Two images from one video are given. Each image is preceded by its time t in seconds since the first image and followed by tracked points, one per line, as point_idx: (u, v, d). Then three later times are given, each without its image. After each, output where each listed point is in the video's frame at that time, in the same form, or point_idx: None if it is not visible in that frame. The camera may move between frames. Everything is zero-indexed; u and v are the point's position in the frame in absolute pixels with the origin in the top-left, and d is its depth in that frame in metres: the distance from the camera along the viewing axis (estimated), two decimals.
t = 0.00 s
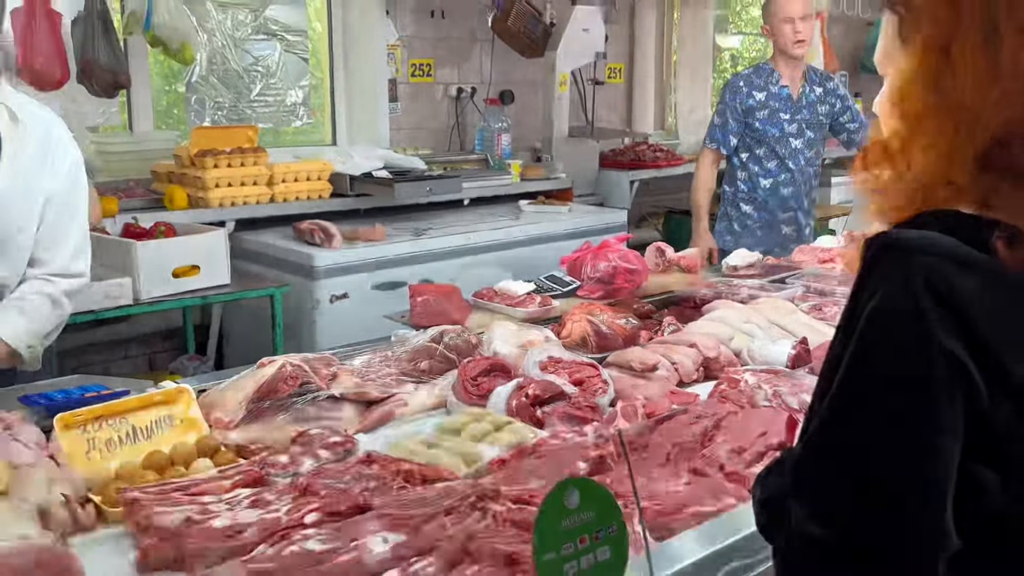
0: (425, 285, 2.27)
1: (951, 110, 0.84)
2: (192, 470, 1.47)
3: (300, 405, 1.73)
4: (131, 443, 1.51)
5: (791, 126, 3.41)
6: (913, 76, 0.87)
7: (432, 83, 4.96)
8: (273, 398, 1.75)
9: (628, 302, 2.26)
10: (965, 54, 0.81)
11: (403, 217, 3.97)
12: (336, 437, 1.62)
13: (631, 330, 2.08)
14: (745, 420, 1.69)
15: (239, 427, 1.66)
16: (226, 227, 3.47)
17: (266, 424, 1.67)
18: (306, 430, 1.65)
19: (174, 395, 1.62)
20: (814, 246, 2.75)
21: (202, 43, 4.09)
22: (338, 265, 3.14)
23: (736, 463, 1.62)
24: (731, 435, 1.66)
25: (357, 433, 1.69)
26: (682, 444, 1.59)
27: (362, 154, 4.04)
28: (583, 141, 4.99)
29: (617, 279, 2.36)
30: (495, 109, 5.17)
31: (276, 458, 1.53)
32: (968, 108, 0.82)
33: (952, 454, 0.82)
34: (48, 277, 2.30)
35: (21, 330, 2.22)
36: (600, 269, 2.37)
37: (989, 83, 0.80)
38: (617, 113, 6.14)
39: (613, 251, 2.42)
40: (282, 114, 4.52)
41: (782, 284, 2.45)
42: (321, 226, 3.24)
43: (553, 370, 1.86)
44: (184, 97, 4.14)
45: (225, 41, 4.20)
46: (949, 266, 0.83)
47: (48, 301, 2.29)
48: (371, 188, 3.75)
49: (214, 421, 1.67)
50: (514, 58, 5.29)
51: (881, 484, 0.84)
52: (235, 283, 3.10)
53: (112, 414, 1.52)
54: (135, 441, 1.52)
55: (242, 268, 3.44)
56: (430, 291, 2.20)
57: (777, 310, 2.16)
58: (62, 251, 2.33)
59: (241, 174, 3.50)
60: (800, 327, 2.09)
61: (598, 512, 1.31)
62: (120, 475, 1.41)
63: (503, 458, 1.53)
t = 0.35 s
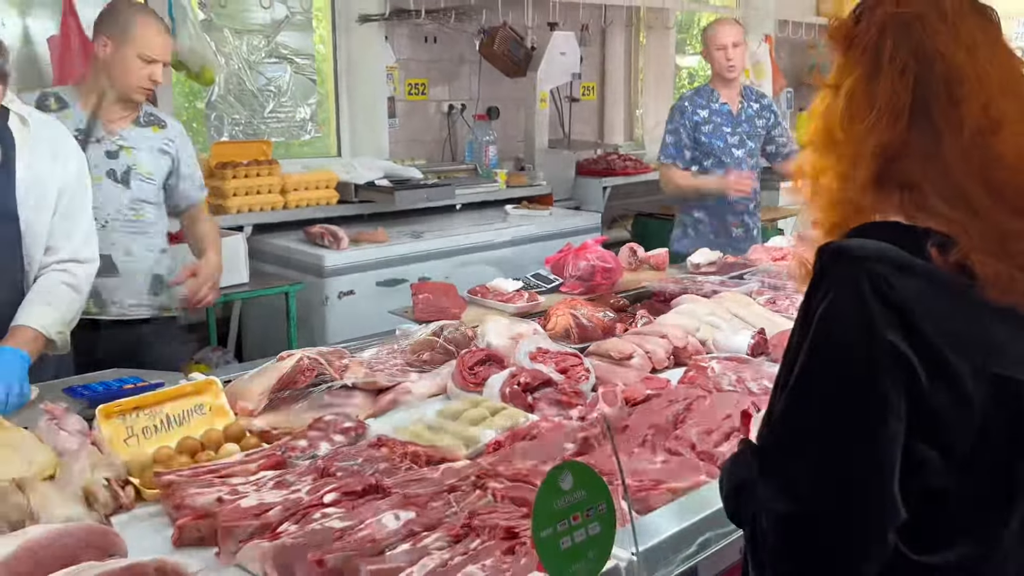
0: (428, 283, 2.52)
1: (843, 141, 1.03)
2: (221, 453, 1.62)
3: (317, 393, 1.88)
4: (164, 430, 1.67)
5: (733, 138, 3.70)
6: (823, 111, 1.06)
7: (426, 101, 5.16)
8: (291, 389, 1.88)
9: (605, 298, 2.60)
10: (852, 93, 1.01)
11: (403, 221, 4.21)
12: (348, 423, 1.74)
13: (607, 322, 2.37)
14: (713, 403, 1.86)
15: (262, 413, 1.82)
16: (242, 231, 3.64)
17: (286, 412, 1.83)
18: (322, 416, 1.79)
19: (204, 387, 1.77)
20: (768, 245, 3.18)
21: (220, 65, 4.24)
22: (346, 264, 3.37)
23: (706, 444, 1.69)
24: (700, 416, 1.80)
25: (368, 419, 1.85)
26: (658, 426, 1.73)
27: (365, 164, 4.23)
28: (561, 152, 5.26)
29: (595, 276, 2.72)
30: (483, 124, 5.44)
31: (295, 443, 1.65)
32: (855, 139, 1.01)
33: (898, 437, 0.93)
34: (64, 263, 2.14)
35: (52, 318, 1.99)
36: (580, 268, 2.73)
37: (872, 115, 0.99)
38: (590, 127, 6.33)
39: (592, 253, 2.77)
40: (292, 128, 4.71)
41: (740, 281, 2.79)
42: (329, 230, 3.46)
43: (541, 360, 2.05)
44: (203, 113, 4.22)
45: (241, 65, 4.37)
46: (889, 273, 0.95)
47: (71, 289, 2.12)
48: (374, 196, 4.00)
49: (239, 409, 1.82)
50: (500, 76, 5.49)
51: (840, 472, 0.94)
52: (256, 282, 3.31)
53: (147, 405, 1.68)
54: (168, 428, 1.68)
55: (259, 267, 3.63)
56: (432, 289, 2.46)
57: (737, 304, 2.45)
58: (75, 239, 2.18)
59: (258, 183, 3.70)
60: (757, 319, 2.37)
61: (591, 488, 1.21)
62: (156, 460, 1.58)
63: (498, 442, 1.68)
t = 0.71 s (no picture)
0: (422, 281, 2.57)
1: (795, 160, 1.08)
2: (230, 450, 1.66)
3: (320, 391, 1.93)
4: (174, 427, 1.72)
5: (695, 138, 3.76)
6: (772, 136, 1.11)
7: (414, 103, 5.19)
8: (297, 386, 1.93)
9: (594, 294, 2.67)
10: (797, 115, 1.07)
11: (392, 218, 4.23)
12: (352, 419, 1.80)
13: (597, 318, 2.44)
14: (701, 397, 1.93)
15: (269, 410, 1.85)
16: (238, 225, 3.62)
17: (292, 408, 1.87)
18: (326, 413, 1.84)
19: (212, 384, 1.82)
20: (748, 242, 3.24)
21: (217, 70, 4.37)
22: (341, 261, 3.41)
23: (697, 438, 1.76)
24: (690, 410, 1.86)
25: (370, 414, 1.90)
26: (651, 420, 1.79)
27: (357, 163, 4.28)
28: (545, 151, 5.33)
29: (584, 273, 2.77)
30: (471, 125, 5.38)
31: (302, 438, 1.70)
32: (804, 157, 1.06)
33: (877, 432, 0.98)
34: (75, 259, 2.20)
35: (69, 309, 2.09)
36: (569, 265, 2.79)
37: (815, 135, 1.05)
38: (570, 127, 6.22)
39: (580, 251, 2.82)
40: (285, 129, 4.72)
41: (720, 276, 2.90)
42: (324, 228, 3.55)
43: (535, 356, 2.11)
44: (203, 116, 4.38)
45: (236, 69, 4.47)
46: (862, 278, 0.99)
47: (84, 277, 2.19)
48: (366, 195, 4.08)
49: (246, 406, 1.85)
50: (484, 79, 5.51)
51: (829, 469, 0.98)
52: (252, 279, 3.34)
53: (157, 403, 1.72)
54: (178, 425, 1.73)
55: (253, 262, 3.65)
56: (426, 287, 2.51)
57: (719, 300, 2.54)
58: (79, 234, 2.23)
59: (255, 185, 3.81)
60: (739, 315, 2.45)
61: (597, 487, 1.21)
62: (167, 457, 1.62)
63: (498, 437, 1.74)
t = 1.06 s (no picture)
0: (413, 273, 2.59)
1: (740, 162, 1.12)
2: (223, 440, 1.67)
3: (312, 380, 1.93)
4: (167, 417, 1.73)
5: (655, 137, 3.78)
6: (718, 140, 1.15)
7: (405, 95, 5.19)
8: (288, 376, 1.91)
9: (584, 287, 2.68)
10: (742, 120, 1.11)
11: (382, 210, 4.24)
12: (344, 409, 1.81)
13: (587, 311, 2.46)
14: (691, 389, 1.94)
15: (261, 400, 1.84)
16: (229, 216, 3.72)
17: (284, 398, 1.88)
18: (319, 403, 1.85)
19: (203, 373, 1.83)
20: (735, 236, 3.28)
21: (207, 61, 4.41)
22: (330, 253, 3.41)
23: (686, 428, 1.78)
24: (679, 402, 1.88)
25: (362, 404, 1.90)
26: (641, 411, 1.80)
27: (348, 156, 4.27)
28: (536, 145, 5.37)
29: (574, 266, 2.79)
30: (462, 119, 5.37)
31: (295, 428, 1.71)
32: (749, 158, 1.10)
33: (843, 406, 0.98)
34: (83, 265, 2.18)
35: (69, 313, 2.08)
36: (560, 258, 2.81)
37: (758, 138, 1.09)
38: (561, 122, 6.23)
39: (571, 244, 2.84)
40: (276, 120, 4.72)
41: (709, 270, 2.92)
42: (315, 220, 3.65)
43: (526, 348, 2.13)
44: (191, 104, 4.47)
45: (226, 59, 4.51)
46: (822, 257, 1.00)
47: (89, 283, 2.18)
48: (358, 187, 4.13)
49: (239, 395, 1.84)
50: (475, 72, 5.50)
51: (799, 446, 0.98)
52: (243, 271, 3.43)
53: (149, 392, 1.72)
54: (170, 414, 1.73)
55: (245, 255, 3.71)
56: (417, 279, 2.52)
57: (708, 294, 2.56)
58: (93, 243, 2.21)
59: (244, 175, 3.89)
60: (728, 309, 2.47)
61: (588, 474, 1.21)
62: (159, 445, 1.62)
63: (490, 427, 1.75)
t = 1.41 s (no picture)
0: (414, 274, 2.64)
1: (708, 171, 1.22)
2: (225, 432, 1.72)
3: (313, 377, 1.99)
4: (171, 410, 1.78)
5: (628, 147, 3.84)
6: (690, 150, 1.26)
7: (414, 100, 5.25)
8: (289, 372, 1.98)
9: (583, 290, 2.72)
10: (710, 132, 1.21)
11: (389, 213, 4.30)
12: (343, 405, 1.86)
13: (585, 313, 2.50)
14: (682, 389, 1.99)
15: (263, 395, 1.91)
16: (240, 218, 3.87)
17: (285, 394, 1.93)
18: (318, 399, 1.90)
19: (207, 368, 1.88)
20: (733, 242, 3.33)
21: (220, 65, 4.49)
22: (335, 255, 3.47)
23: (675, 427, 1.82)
24: (670, 402, 1.92)
25: (361, 400, 1.96)
26: (631, 410, 1.84)
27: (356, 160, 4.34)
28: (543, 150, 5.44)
29: (574, 270, 2.84)
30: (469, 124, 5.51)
31: (294, 422, 1.76)
32: (716, 168, 1.21)
33: (795, 390, 1.07)
34: (89, 264, 2.25)
35: (79, 313, 2.16)
36: (560, 261, 2.86)
37: (724, 149, 1.19)
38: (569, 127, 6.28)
39: (570, 247, 2.89)
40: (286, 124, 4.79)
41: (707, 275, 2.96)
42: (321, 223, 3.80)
43: (523, 348, 2.17)
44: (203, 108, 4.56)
45: (238, 63, 4.59)
46: (776, 253, 1.09)
47: (95, 282, 2.24)
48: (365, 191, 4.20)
49: (241, 390, 1.91)
50: (483, 78, 5.56)
51: (756, 426, 1.08)
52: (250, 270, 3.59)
53: (155, 385, 1.78)
54: (174, 408, 1.79)
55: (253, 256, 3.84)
56: (418, 280, 2.58)
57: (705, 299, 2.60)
58: (98, 243, 2.28)
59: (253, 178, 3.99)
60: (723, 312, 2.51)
61: (571, 467, 1.27)
62: (163, 437, 1.67)
63: (483, 424, 1.80)
